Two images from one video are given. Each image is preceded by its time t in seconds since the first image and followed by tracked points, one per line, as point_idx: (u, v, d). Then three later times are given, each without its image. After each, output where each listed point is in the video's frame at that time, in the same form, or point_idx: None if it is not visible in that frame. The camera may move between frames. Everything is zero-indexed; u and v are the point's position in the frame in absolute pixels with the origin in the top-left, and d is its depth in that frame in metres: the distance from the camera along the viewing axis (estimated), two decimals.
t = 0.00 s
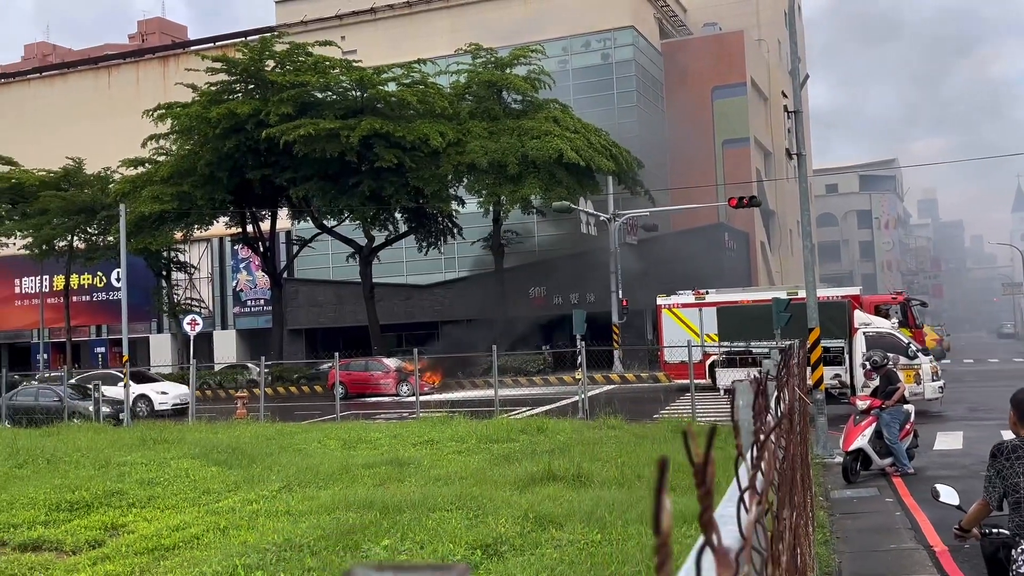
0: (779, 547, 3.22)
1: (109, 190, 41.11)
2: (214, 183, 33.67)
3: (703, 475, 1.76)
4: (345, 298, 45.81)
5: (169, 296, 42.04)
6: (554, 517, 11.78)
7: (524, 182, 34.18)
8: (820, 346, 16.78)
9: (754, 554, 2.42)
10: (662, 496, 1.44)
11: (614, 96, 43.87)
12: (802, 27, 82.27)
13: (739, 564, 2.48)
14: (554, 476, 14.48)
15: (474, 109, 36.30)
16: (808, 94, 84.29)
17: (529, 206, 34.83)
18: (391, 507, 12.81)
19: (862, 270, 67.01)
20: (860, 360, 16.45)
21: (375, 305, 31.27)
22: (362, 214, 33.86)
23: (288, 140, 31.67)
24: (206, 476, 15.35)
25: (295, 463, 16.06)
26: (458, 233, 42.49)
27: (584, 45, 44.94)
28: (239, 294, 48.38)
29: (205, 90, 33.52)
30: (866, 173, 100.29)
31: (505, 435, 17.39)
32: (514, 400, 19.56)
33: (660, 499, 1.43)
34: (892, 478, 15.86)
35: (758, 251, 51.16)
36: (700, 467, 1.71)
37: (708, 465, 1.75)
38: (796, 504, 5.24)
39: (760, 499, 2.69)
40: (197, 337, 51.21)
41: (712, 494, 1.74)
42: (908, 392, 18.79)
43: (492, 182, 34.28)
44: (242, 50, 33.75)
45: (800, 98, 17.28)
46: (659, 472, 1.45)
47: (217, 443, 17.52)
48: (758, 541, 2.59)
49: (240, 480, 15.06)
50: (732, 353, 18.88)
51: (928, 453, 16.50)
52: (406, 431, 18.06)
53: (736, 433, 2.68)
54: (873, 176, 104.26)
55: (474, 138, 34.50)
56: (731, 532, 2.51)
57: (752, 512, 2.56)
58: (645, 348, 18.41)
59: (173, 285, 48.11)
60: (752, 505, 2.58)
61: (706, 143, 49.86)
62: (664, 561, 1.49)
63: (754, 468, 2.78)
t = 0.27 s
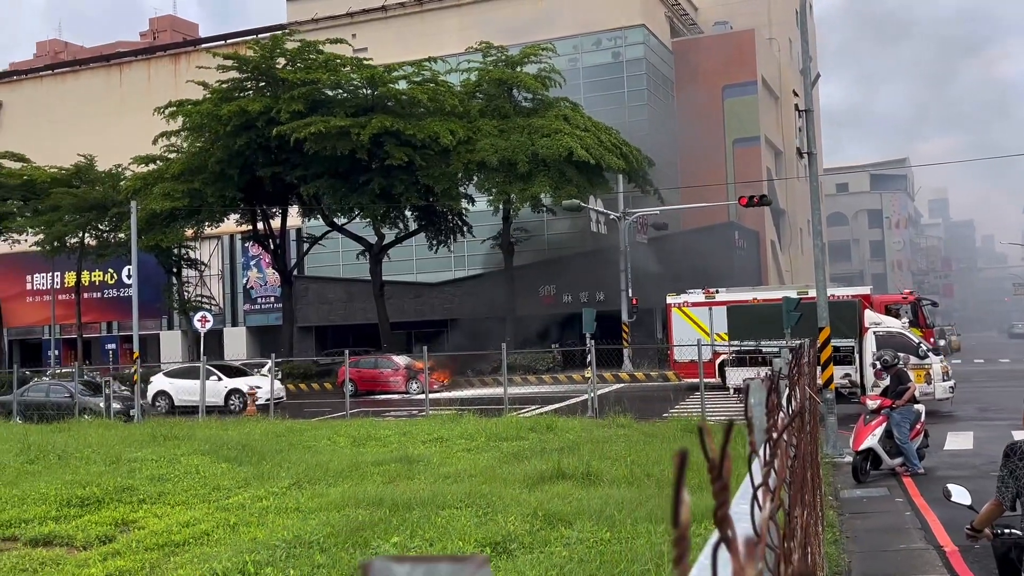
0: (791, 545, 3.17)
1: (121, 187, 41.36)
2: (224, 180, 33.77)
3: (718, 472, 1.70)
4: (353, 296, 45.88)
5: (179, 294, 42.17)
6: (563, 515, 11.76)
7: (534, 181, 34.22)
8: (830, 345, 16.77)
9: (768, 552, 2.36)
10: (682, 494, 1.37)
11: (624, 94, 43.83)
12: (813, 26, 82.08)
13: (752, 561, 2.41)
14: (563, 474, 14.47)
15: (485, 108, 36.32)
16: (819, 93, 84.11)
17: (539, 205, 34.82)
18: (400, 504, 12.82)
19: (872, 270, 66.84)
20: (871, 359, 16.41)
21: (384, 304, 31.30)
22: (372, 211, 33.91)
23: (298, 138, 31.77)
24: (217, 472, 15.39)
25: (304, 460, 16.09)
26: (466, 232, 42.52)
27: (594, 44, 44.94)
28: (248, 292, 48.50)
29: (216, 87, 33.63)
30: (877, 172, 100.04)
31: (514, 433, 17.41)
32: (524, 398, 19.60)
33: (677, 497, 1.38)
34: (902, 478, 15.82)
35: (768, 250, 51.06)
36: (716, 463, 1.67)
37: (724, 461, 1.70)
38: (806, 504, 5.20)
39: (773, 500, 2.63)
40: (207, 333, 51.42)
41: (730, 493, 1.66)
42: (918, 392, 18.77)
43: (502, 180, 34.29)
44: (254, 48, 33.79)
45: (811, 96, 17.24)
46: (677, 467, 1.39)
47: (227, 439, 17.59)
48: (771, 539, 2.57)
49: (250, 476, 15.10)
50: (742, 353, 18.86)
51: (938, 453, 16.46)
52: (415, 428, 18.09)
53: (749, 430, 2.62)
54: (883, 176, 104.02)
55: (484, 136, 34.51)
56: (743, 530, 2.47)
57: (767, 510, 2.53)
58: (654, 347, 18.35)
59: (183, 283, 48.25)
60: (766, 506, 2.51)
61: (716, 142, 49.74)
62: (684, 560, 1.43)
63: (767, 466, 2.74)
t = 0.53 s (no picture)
0: (787, 544, 3.15)
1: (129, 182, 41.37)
2: (232, 176, 33.86)
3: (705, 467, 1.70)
4: (361, 292, 45.96)
5: (188, 289, 42.31)
6: (567, 512, 11.77)
7: (541, 178, 34.24)
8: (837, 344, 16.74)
9: (761, 553, 2.34)
10: (663, 489, 1.36)
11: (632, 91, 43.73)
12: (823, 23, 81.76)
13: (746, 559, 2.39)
14: (569, 471, 14.48)
15: (492, 104, 36.31)
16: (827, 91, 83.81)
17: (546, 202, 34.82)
18: (405, 500, 12.84)
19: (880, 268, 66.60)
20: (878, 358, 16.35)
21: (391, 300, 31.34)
22: (379, 208, 33.94)
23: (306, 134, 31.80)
24: (224, 467, 15.46)
25: (310, 456, 16.14)
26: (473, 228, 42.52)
27: (603, 40, 44.81)
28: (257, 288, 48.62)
29: (224, 83, 33.67)
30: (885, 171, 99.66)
31: (521, 430, 17.44)
32: (529, 395, 19.59)
33: (659, 492, 1.38)
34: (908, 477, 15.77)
35: (776, 248, 50.94)
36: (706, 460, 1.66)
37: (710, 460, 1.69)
38: (807, 504, 5.20)
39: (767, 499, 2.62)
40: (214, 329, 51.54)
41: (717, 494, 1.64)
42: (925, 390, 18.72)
43: (509, 177, 34.30)
44: (261, 44, 33.80)
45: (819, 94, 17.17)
46: (659, 463, 1.39)
47: (234, 434, 17.65)
48: (765, 538, 2.57)
49: (257, 472, 15.16)
50: (748, 351, 18.79)
51: (945, 452, 16.41)
52: (421, 425, 18.13)
53: (744, 429, 2.61)
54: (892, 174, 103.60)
55: (492, 133, 34.49)
56: (737, 531, 2.46)
57: (759, 511, 2.52)
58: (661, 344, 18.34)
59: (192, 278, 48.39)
60: (761, 506, 2.50)
61: (724, 139, 49.59)
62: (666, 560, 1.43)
63: (762, 466, 2.74)
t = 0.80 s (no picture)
0: (789, 538, 3.12)
1: (137, 177, 41.44)
2: (240, 171, 33.95)
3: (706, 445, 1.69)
4: (368, 287, 46.04)
5: (195, 284, 42.44)
6: (572, 507, 11.79)
7: (547, 174, 34.28)
8: (843, 340, 16.73)
9: (760, 542, 2.34)
10: (660, 464, 1.38)
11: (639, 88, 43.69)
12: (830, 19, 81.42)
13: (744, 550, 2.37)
14: (574, 466, 14.51)
15: (499, 100, 36.29)
16: (836, 86, 83.52)
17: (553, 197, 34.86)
18: (410, 494, 12.90)
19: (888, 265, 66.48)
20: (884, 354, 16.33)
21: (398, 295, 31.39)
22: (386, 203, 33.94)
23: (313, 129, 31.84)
24: (230, 461, 15.52)
25: (317, 450, 16.20)
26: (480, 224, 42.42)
27: (609, 36, 44.72)
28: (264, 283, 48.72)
29: (232, 79, 33.80)
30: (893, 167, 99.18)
31: (526, 426, 17.48)
32: (534, 390, 19.62)
33: (656, 470, 1.38)
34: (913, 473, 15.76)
35: (782, 245, 50.84)
36: (708, 443, 1.65)
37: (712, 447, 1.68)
38: (813, 498, 5.19)
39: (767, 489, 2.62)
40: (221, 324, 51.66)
41: (718, 480, 1.62)
42: (932, 387, 18.71)
43: (515, 172, 34.25)
44: (269, 39, 33.85)
45: (826, 90, 17.16)
46: (657, 441, 1.39)
47: (241, 428, 17.73)
48: (766, 529, 2.54)
49: (264, 465, 15.23)
50: (754, 347, 18.77)
51: (951, 449, 16.41)
52: (427, 419, 18.19)
53: (745, 418, 2.59)
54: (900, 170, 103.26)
55: (498, 128, 34.48)
56: (737, 519, 2.46)
57: (758, 500, 2.54)
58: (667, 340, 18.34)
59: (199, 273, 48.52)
60: (759, 494, 2.50)
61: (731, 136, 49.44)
62: (663, 541, 1.41)
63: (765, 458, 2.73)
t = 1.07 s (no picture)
0: (793, 530, 3.10)
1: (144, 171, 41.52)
2: (247, 166, 34.03)
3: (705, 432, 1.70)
4: (375, 282, 46.08)
5: (203, 279, 42.54)
6: (578, 501, 11.78)
7: (554, 169, 34.28)
8: (850, 336, 16.69)
9: (760, 524, 2.38)
10: (661, 441, 1.39)
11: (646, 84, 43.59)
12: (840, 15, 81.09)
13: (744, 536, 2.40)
14: (580, 460, 14.51)
15: (506, 95, 36.29)
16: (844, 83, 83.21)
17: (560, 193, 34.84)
18: (416, 488, 12.90)
19: (896, 262, 66.30)
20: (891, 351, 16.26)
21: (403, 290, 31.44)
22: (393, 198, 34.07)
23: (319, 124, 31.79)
24: (238, 454, 15.58)
25: (323, 444, 16.24)
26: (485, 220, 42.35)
27: (617, 31, 44.59)
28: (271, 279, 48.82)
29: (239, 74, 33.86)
30: (902, 164, 98.79)
31: (532, 421, 17.51)
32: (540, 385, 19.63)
33: (657, 443, 1.40)
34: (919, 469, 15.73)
35: (790, 241, 50.77)
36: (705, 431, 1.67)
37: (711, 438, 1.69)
38: (817, 489, 5.16)
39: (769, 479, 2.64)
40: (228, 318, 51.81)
41: (716, 468, 1.67)
42: (939, 384, 18.66)
43: (522, 168, 34.34)
44: (277, 34, 33.85)
45: (835, 85, 17.08)
46: (659, 415, 1.39)
47: (248, 422, 17.80)
48: (768, 516, 2.54)
49: (271, 459, 15.28)
50: (761, 343, 18.72)
51: (958, 445, 16.38)
52: (432, 414, 18.23)
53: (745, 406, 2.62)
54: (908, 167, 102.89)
55: (505, 123, 34.50)
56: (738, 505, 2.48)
57: (761, 485, 2.54)
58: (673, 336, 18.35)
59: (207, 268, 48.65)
60: (761, 479, 2.49)
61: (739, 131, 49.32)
62: (661, 515, 1.45)
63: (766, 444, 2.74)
